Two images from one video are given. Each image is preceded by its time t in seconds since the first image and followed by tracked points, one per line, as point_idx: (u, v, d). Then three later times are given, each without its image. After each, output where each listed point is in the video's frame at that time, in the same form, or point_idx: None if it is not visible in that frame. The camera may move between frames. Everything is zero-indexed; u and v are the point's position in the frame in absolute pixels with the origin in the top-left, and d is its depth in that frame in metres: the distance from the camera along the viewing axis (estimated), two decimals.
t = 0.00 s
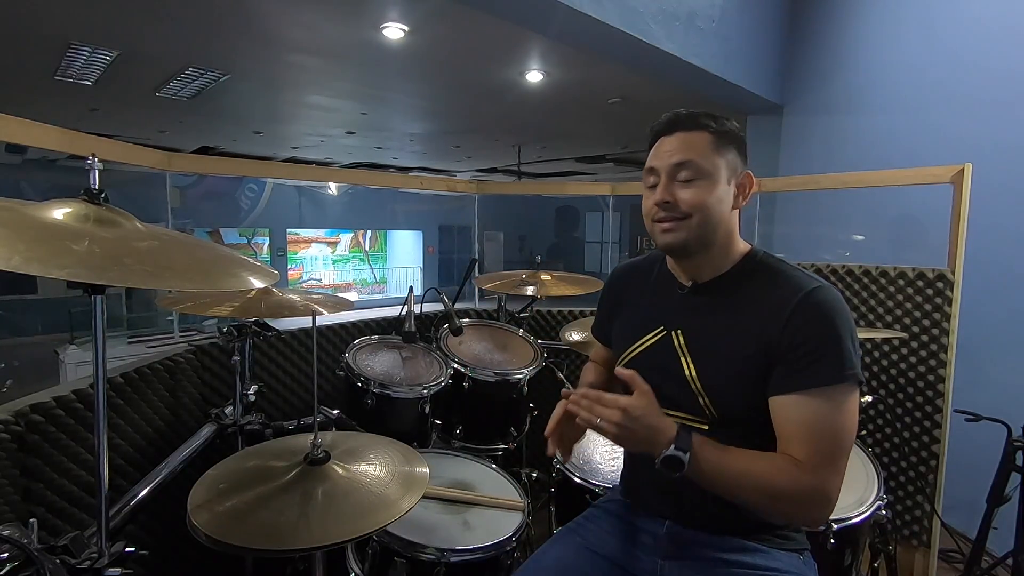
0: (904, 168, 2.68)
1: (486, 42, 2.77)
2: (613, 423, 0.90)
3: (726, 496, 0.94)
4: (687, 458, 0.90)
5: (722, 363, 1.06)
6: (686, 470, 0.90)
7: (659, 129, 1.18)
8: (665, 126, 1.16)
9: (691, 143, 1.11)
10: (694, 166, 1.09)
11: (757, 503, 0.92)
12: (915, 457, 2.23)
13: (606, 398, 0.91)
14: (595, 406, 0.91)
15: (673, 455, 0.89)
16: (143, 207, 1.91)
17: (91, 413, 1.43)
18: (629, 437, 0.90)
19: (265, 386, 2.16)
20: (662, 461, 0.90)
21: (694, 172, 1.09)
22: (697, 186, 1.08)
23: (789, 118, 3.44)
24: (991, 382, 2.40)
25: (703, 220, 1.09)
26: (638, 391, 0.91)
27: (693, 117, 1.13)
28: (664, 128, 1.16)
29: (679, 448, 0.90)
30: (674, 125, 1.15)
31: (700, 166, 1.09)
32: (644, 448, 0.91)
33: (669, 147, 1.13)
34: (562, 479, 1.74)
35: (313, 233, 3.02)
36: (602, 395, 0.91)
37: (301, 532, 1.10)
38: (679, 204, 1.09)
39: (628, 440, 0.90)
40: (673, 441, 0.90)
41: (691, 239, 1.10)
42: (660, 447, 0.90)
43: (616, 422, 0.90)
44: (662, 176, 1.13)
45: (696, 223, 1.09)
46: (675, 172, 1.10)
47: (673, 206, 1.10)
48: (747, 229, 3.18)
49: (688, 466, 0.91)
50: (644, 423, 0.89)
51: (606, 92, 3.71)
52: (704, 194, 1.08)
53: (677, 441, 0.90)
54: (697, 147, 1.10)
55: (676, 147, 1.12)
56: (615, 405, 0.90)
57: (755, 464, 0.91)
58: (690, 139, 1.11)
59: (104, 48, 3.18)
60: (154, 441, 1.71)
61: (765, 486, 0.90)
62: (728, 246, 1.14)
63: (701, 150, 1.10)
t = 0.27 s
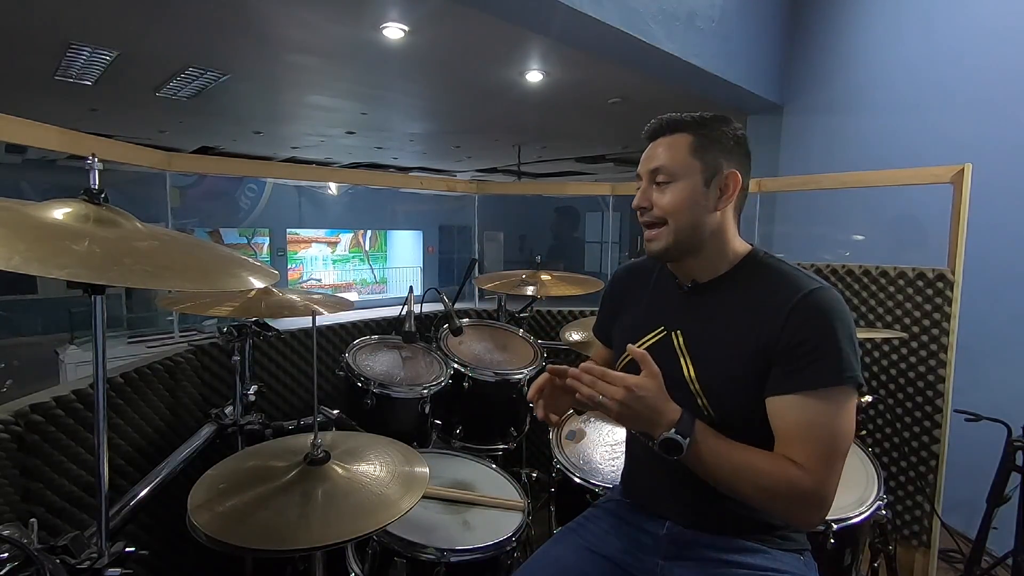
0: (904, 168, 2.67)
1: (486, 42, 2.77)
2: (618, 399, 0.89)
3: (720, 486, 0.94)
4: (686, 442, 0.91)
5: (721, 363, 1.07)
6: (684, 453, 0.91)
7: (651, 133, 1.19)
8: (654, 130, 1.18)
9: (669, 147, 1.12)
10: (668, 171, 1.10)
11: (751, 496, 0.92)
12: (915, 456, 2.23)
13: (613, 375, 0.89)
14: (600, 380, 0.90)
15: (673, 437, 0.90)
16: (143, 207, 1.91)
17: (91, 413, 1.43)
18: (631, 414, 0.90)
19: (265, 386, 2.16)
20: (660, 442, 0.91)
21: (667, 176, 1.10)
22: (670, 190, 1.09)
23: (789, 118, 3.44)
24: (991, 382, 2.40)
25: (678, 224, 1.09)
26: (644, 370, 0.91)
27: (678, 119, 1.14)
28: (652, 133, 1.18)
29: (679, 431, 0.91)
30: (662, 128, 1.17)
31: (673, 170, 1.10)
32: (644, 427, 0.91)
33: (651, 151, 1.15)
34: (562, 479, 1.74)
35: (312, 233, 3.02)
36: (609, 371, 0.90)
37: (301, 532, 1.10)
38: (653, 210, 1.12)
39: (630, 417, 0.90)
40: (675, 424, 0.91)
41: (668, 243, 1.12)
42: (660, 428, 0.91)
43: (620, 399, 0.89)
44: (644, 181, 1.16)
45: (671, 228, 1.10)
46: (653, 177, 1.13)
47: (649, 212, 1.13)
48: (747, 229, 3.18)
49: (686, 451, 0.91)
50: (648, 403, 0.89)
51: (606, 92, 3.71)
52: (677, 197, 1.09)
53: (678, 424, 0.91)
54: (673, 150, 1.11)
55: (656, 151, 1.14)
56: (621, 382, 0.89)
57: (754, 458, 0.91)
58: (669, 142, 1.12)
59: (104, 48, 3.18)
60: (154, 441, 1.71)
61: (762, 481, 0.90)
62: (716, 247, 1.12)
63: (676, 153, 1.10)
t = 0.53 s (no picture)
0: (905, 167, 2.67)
1: (487, 42, 2.77)
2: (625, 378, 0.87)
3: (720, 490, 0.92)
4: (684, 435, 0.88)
5: (719, 364, 1.07)
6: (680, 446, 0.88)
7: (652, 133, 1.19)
8: (656, 129, 1.18)
9: (674, 146, 1.11)
10: (673, 170, 1.09)
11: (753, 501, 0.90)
12: (915, 457, 2.23)
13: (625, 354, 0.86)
14: (611, 356, 0.88)
15: (671, 429, 0.87)
16: (143, 207, 1.91)
17: (91, 413, 1.43)
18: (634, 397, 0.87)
19: (265, 386, 2.16)
20: (657, 431, 0.88)
21: (672, 175, 1.09)
22: (675, 189, 1.09)
23: (789, 118, 3.44)
24: (991, 382, 2.40)
25: (681, 224, 1.09)
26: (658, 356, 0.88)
27: (681, 119, 1.13)
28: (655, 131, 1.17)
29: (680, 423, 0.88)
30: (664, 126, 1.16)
31: (678, 169, 1.09)
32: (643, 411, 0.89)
33: (654, 150, 1.14)
34: (562, 479, 1.74)
35: (312, 233, 3.02)
36: (623, 348, 0.87)
37: (300, 532, 1.10)
38: (657, 208, 1.11)
39: (633, 398, 0.88)
40: (676, 415, 0.88)
41: (671, 242, 1.11)
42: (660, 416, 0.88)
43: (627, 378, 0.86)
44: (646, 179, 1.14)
45: (675, 227, 1.10)
46: (656, 175, 1.12)
47: (652, 210, 1.12)
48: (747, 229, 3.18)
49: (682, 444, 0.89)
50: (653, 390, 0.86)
51: (606, 92, 3.71)
52: (681, 196, 1.08)
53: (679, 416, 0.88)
54: (677, 150, 1.10)
55: (660, 149, 1.13)
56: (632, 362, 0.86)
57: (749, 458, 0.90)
58: (673, 141, 1.12)
59: (104, 48, 3.18)
60: (154, 441, 1.71)
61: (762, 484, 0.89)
62: (718, 248, 1.12)
63: (681, 152, 1.10)
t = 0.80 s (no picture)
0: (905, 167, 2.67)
1: (486, 42, 2.77)
2: (655, 345, 0.85)
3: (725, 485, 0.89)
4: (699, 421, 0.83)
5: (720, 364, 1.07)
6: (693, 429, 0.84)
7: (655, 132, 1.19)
8: (661, 129, 1.17)
9: (686, 144, 1.11)
10: (689, 167, 1.09)
11: (759, 498, 0.87)
12: (915, 456, 2.23)
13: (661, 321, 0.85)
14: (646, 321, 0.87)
15: (686, 409, 0.82)
16: (143, 207, 1.91)
17: (91, 413, 1.43)
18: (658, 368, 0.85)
19: (266, 386, 2.16)
20: (671, 408, 0.84)
21: (688, 172, 1.09)
22: (691, 186, 1.08)
23: (789, 118, 3.44)
24: (991, 382, 2.40)
25: (698, 221, 1.08)
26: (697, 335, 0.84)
27: (689, 117, 1.13)
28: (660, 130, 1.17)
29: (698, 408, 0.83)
30: (670, 124, 1.16)
31: (694, 166, 1.09)
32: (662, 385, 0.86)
33: (664, 148, 1.13)
34: (562, 479, 1.74)
35: (312, 233, 3.02)
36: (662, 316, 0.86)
37: (300, 532, 1.10)
38: (673, 205, 1.09)
39: (657, 369, 0.85)
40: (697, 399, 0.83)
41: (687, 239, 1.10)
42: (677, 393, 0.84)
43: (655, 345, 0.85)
44: (658, 177, 1.13)
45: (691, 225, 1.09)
46: (671, 172, 1.10)
47: (668, 207, 1.10)
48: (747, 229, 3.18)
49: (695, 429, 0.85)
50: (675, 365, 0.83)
51: (606, 92, 3.71)
52: (698, 193, 1.08)
53: (699, 400, 0.83)
54: (691, 148, 1.10)
55: (671, 147, 1.12)
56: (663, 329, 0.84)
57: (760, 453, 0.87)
58: (685, 139, 1.11)
59: (104, 48, 3.18)
60: (154, 441, 1.71)
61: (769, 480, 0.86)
62: (726, 247, 1.13)
63: (696, 150, 1.10)
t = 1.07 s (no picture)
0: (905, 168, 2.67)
1: (486, 42, 2.77)
2: (675, 392, 0.79)
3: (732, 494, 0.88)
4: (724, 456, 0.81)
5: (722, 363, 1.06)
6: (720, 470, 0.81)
7: (645, 136, 1.20)
8: (653, 132, 1.19)
9: (686, 143, 1.13)
10: (696, 163, 1.11)
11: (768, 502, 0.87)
12: (915, 457, 2.23)
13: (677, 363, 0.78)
14: (654, 366, 0.79)
15: (715, 454, 0.80)
16: (143, 207, 1.91)
17: (91, 413, 1.43)
18: (676, 414, 0.80)
19: (265, 386, 2.16)
20: (698, 455, 0.80)
21: (696, 167, 1.11)
22: (701, 179, 1.10)
23: (788, 118, 3.44)
24: (991, 382, 2.40)
25: (713, 213, 1.09)
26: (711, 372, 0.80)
27: (675, 123, 1.17)
28: (652, 133, 1.18)
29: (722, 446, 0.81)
30: (659, 130, 1.18)
31: (695, 162, 1.11)
32: (681, 431, 0.81)
33: (662, 148, 1.14)
34: (562, 479, 1.74)
35: (312, 233, 3.02)
36: (675, 358, 0.78)
37: (301, 532, 1.10)
38: (691, 197, 1.08)
39: (678, 416, 0.80)
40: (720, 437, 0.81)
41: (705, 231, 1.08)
42: (701, 439, 0.80)
43: (675, 392, 0.79)
44: (665, 175, 1.12)
45: (707, 217, 1.08)
46: (675, 170, 1.11)
47: (685, 200, 1.08)
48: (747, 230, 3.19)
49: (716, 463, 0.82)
50: (699, 409, 0.79)
51: (606, 92, 3.71)
52: (708, 186, 1.09)
53: (724, 440, 0.81)
54: (688, 146, 1.13)
55: (668, 148, 1.14)
56: (683, 375, 0.78)
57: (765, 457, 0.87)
58: (679, 140, 1.14)
59: (104, 48, 3.18)
60: (154, 441, 1.71)
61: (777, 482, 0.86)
62: (730, 240, 1.14)
63: (693, 148, 1.12)
